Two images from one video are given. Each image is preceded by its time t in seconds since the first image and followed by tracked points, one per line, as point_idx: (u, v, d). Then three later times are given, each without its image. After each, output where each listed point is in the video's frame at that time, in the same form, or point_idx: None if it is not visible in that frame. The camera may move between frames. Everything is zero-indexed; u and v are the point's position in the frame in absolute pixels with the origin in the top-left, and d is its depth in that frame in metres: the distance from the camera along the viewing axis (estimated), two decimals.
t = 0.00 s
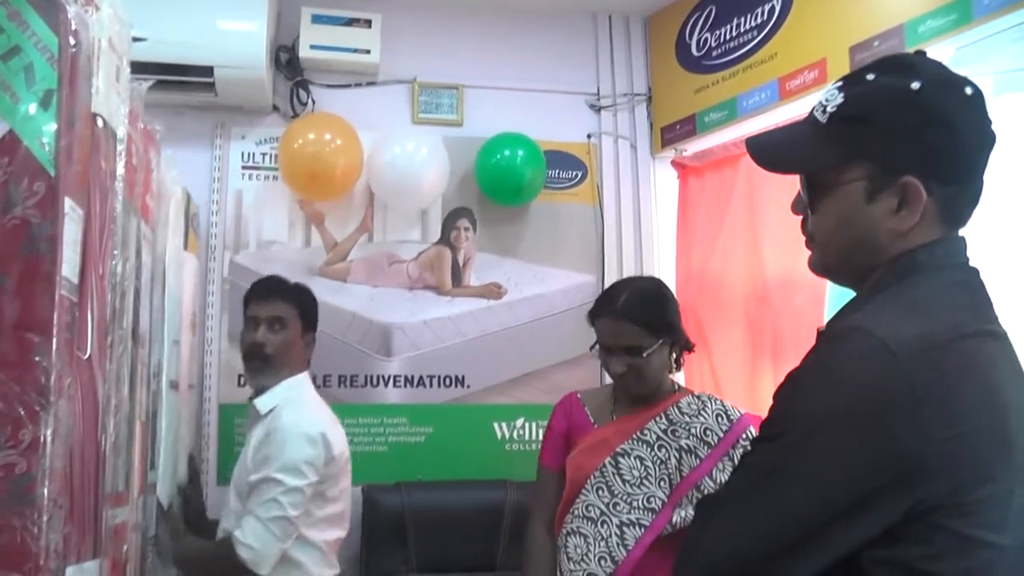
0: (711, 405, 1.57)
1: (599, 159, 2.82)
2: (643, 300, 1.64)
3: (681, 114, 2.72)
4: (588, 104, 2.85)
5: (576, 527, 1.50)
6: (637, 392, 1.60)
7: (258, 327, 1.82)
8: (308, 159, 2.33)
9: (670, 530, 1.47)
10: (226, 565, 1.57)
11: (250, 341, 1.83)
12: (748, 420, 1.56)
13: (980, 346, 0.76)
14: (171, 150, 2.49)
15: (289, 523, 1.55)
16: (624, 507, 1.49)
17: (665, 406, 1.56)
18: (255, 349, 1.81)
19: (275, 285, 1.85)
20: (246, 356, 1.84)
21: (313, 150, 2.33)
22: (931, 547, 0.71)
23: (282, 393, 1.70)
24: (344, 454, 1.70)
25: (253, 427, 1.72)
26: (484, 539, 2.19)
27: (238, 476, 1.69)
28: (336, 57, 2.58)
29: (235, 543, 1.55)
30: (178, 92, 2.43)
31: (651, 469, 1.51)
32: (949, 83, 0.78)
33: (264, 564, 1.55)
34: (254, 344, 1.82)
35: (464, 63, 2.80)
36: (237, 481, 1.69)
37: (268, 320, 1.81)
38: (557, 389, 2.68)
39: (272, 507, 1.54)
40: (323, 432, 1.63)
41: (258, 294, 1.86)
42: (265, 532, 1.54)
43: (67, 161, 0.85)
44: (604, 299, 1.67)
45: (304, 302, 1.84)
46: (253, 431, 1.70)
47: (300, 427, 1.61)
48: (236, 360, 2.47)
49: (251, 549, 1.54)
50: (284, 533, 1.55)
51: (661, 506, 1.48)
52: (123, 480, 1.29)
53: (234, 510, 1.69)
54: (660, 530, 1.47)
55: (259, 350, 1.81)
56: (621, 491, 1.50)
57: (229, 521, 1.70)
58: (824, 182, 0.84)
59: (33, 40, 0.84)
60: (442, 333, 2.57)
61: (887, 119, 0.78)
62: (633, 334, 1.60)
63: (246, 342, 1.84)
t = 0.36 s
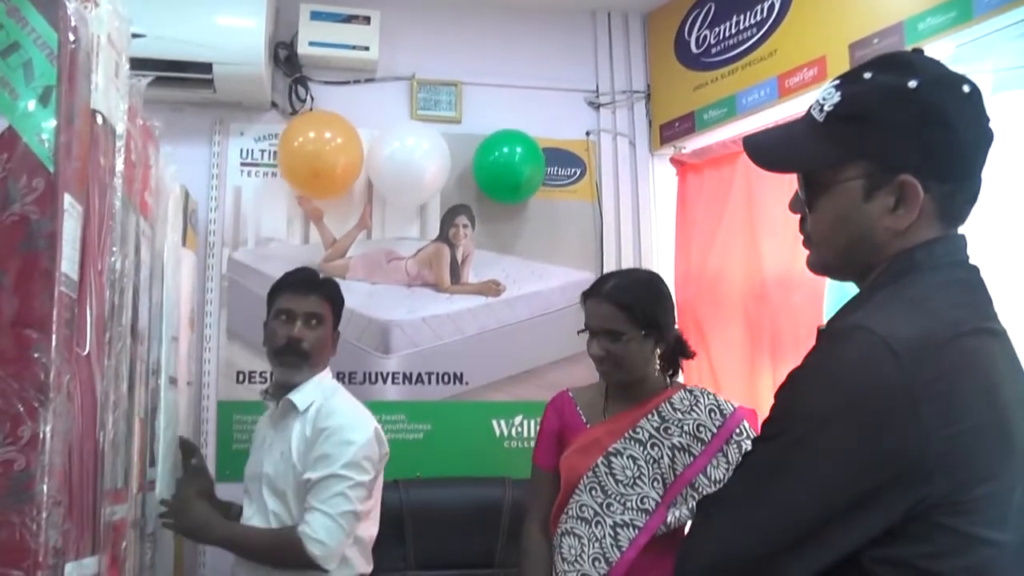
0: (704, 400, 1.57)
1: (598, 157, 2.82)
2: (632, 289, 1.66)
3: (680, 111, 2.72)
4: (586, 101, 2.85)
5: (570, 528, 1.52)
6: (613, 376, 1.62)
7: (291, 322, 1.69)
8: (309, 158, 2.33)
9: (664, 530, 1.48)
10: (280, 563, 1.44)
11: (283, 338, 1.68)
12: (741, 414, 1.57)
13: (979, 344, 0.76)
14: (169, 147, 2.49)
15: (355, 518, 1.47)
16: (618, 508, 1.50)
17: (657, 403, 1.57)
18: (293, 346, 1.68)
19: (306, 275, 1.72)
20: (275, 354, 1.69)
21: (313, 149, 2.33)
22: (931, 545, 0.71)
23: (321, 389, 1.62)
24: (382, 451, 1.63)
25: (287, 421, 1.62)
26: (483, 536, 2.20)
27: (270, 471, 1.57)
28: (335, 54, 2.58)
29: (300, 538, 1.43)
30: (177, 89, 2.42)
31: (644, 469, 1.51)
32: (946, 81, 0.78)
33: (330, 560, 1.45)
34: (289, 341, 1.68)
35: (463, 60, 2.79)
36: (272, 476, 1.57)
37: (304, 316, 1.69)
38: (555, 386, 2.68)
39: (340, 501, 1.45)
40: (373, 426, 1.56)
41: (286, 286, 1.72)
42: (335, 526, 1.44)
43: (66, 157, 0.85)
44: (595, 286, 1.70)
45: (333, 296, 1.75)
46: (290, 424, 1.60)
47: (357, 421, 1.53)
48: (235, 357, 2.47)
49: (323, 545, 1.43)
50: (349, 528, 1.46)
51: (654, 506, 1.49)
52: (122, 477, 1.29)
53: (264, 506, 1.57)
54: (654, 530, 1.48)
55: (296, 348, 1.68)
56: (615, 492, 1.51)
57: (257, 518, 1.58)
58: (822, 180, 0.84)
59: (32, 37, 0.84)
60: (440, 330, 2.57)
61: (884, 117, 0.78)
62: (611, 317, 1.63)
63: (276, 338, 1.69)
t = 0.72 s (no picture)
0: (704, 396, 1.57)
1: (599, 154, 2.82)
2: (633, 278, 1.67)
3: (682, 109, 2.72)
4: (588, 98, 2.85)
5: (570, 526, 1.52)
6: (604, 361, 1.65)
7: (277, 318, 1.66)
8: (309, 154, 2.33)
9: (664, 528, 1.49)
10: (287, 567, 1.42)
11: (269, 335, 1.66)
12: (742, 410, 1.56)
13: (982, 341, 0.76)
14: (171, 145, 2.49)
15: (360, 517, 1.47)
16: (617, 506, 1.50)
17: (656, 400, 1.56)
18: (279, 343, 1.65)
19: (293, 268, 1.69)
20: (261, 351, 1.66)
21: (313, 144, 2.33)
22: (933, 543, 0.71)
23: (308, 387, 1.62)
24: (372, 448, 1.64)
25: (275, 423, 1.61)
26: (484, 533, 2.20)
27: (262, 474, 1.56)
28: (336, 52, 2.58)
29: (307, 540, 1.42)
30: (178, 86, 2.42)
31: (644, 467, 1.52)
32: (952, 80, 0.78)
33: (342, 561, 1.44)
34: (276, 338, 1.65)
35: (465, 57, 2.79)
36: (265, 478, 1.55)
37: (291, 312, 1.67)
38: (556, 384, 2.68)
39: (347, 501, 1.45)
40: (367, 423, 1.57)
41: (269, 280, 1.69)
42: (345, 527, 1.44)
43: (68, 154, 0.85)
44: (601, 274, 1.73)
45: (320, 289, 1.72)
46: (280, 426, 1.59)
47: (353, 420, 1.53)
48: (236, 354, 2.47)
49: (335, 548, 1.42)
50: (356, 528, 1.46)
51: (654, 504, 1.50)
52: (123, 474, 1.29)
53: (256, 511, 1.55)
54: (654, 528, 1.49)
55: (282, 346, 1.65)
56: (614, 490, 1.51)
57: (249, 523, 1.56)
58: (827, 177, 0.83)
59: (34, 34, 0.84)
60: (442, 328, 2.57)
61: (890, 115, 0.78)
62: (610, 302, 1.66)
63: (262, 335, 1.66)
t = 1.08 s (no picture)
0: (712, 393, 1.57)
1: (602, 149, 2.81)
2: (644, 273, 1.71)
3: (684, 104, 2.71)
4: (590, 94, 2.84)
5: (575, 521, 1.52)
6: (612, 353, 1.67)
7: (251, 317, 1.67)
8: (309, 151, 2.33)
9: (669, 524, 1.50)
10: (274, 559, 1.42)
11: (244, 334, 1.66)
12: (750, 408, 1.56)
13: (990, 335, 0.76)
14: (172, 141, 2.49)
15: (342, 508, 1.46)
16: (623, 502, 1.50)
17: (664, 396, 1.57)
18: (254, 341, 1.65)
19: (263, 266, 1.69)
20: (237, 351, 1.67)
21: (313, 142, 2.32)
22: (940, 539, 0.70)
23: (285, 383, 1.62)
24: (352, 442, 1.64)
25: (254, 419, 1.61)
26: (487, 529, 2.19)
27: (241, 471, 1.57)
28: (337, 47, 2.57)
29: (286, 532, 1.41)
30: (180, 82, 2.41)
31: (651, 462, 1.52)
32: (956, 65, 0.78)
33: (326, 551, 1.43)
34: (251, 336, 1.65)
35: (466, 53, 2.78)
36: (245, 474, 1.55)
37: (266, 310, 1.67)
38: (559, 379, 2.67)
39: (325, 491, 1.44)
40: (343, 415, 1.57)
41: (240, 280, 1.70)
42: (326, 517, 1.43)
43: (68, 150, 0.84)
44: (611, 271, 1.76)
45: (292, 286, 1.71)
46: (259, 422, 1.59)
47: (327, 411, 1.53)
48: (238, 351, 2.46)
49: (318, 538, 1.42)
50: (337, 518, 1.45)
51: (660, 499, 1.50)
52: (125, 471, 1.29)
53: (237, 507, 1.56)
54: (660, 523, 1.49)
55: (258, 344, 1.65)
56: (620, 485, 1.51)
57: (232, 520, 1.56)
58: (828, 164, 0.83)
59: (34, 30, 0.84)
60: (444, 324, 2.57)
61: (893, 100, 0.78)
62: (620, 294, 1.69)
63: (238, 335, 1.67)
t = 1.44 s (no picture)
0: (720, 392, 1.58)
1: (604, 146, 2.80)
2: (654, 268, 1.71)
3: (687, 100, 2.70)
4: (592, 90, 2.83)
5: (580, 518, 1.52)
6: (623, 349, 1.66)
7: (301, 311, 1.53)
8: (311, 147, 2.32)
9: (675, 521, 1.49)
10: None
11: (294, 328, 1.53)
12: (756, 407, 1.57)
13: (995, 330, 0.75)
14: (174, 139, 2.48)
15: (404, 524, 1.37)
16: (629, 498, 1.50)
17: (671, 394, 1.58)
18: (307, 336, 1.52)
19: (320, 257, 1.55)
20: (286, 345, 1.54)
21: (314, 138, 2.32)
22: (945, 534, 0.70)
23: (336, 385, 1.50)
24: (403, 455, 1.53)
25: (302, 419, 1.49)
26: (490, 526, 2.19)
27: (285, 478, 1.44)
28: (339, 44, 2.56)
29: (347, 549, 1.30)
30: (181, 79, 2.41)
31: (658, 459, 1.52)
32: (966, 62, 0.77)
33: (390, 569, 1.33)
34: (303, 330, 1.52)
35: (468, 50, 2.78)
36: (293, 479, 1.43)
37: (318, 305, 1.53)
38: (561, 377, 2.67)
39: (391, 507, 1.34)
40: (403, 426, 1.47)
41: (291, 270, 1.56)
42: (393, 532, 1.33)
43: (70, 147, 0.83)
44: (620, 268, 1.76)
45: (350, 280, 1.58)
46: (309, 423, 1.47)
47: (391, 422, 1.43)
48: (240, 349, 2.46)
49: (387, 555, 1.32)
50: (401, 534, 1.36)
51: (666, 497, 1.50)
52: (127, 469, 1.28)
53: (281, 511, 1.44)
54: (666, 521, 1.49)
55: (309, 339, 1.52)
56: (626, 482, 1.51)
57: (273, 525, 1.44)
58: (836, 161, 0.82)
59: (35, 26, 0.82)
60: (446, 321, 2.57)
61: (903, 96, 0.77)
62: (632, 290, 1.68)
63: (287, 328, 1.53)
